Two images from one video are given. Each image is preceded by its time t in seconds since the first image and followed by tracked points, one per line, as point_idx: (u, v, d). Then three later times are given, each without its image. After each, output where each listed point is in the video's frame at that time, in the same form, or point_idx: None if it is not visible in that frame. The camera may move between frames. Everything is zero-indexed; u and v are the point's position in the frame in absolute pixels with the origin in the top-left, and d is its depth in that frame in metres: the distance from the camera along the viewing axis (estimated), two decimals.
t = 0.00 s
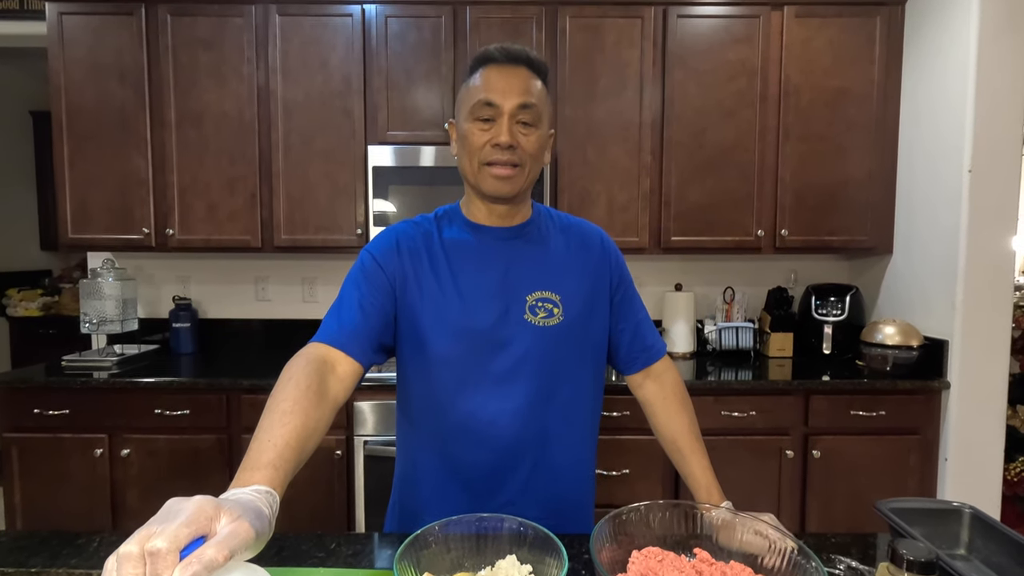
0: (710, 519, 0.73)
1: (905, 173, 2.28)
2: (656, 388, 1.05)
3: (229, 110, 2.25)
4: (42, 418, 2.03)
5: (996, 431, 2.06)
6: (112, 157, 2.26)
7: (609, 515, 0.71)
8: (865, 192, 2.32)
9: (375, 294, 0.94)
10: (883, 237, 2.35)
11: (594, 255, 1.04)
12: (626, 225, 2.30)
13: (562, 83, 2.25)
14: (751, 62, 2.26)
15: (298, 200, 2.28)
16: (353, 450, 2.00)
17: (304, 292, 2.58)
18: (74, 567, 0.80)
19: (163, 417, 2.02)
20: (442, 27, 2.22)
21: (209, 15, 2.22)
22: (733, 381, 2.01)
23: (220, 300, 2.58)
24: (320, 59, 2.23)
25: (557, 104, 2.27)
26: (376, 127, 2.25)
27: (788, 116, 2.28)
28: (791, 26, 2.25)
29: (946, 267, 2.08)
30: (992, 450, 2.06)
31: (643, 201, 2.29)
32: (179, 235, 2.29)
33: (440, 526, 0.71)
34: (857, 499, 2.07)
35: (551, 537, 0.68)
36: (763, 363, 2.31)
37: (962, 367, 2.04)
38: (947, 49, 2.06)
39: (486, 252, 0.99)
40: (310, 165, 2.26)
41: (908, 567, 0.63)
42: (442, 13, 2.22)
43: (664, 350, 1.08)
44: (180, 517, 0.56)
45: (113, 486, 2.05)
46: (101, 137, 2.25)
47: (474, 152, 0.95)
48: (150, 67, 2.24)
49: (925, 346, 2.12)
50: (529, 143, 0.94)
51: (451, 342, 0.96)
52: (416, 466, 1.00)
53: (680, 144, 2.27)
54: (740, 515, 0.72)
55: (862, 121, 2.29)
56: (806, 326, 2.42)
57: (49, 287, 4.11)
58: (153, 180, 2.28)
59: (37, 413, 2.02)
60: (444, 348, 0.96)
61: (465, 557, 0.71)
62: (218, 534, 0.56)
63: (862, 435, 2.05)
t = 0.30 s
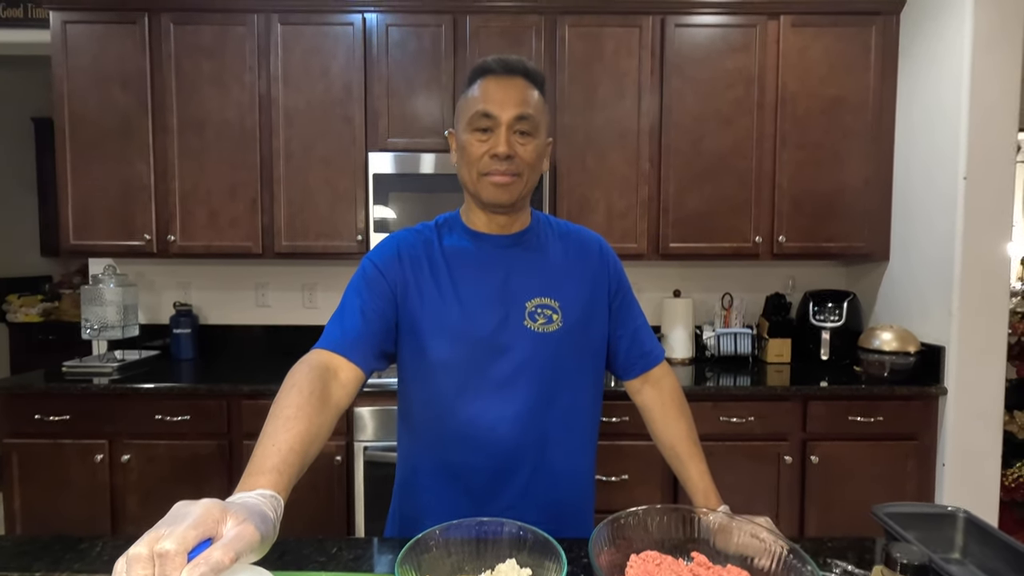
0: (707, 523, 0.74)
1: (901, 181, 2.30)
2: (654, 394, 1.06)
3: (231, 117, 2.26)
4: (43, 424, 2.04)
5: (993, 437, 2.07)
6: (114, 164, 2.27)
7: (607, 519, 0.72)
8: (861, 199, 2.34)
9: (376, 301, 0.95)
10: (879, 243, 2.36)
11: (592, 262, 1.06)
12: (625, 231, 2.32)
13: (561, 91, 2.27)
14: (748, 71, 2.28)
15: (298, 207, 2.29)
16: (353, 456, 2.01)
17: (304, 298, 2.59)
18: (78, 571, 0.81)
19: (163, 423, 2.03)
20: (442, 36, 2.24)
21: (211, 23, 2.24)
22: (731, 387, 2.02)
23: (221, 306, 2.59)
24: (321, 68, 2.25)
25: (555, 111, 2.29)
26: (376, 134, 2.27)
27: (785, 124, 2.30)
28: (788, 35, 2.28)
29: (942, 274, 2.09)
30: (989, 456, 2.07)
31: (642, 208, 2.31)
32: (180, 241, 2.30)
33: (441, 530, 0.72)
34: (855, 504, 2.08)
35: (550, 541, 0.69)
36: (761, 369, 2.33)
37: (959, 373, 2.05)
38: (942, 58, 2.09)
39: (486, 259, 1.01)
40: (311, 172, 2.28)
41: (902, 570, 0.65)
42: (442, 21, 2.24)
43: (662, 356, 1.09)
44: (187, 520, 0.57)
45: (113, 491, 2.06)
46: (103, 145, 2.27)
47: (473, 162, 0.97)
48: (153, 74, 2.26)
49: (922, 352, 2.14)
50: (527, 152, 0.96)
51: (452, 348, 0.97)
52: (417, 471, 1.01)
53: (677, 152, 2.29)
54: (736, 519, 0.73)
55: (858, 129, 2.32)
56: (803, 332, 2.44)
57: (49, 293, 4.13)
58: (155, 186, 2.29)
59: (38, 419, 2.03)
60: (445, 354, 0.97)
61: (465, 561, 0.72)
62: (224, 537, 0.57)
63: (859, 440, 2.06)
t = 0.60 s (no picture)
0: (705, 527, 0.75)
1: (898, 186, 2.31)
2: (653, 398, 1.07)
3: (231, 122, 2.27)
4: (42, 428, 2.04)
5: (992, 440, 2.07)
6: (115, 169, 2.28)
7: (605, 524, 0.73)
8: (859, 204, 2.35)
9: (376, 306, 0.96)
10: (877, 248, 2.37)
11: (591, 267, 1.06)
12: (624, 236, 2.33)
13: (560, 96, 2.28)
14: (746, 77, 2.29)
15: (298, 211, 2.30)
16: (352, 460, 2.01)
17: (304, 302, 2.60)
18: None
19: (162, 428, 2.03)
20: (442, 42, 2.25)
21: (212, 29, 2.25)
22: (730, 391, 2.03)
23: (220, 310, 2.59)
24: (321, 73, 2.26)
25: (555, 117, 2.30)
26: (376, 139, 2.28)
27: (783, 129, 2.31)
28: (785, 41, 2.29)
29: (940, 279, 2.10)
30: (987, 460, 2.08)
31: (640, 213, 2.32)
32: (181, 246, 2.31)
33: (440, 534, 0.73)
34: (853, 508, 2.08)
35: (548, 545, 0.69)
36: (760, 373, 2.34)
37: (957, 377, 2.05)
38: (938, 64, 2.10)
39: (485, 264, 1.01)
40: (311, 177, 2.29)
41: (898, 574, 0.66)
42: (442, 27, 2.26)
43: (661, 361, 1.10)
44: (189, 523, 0.58)
45: (112, 496, 2.06)
46: (104, 150, 2.28)
47: (472, 168, 0.98)
48: (154, 80, 2.27)
49: (920, 357, 2.14)
50: (525, 158, 0.97)
51: (451, 353, 0.98)
52: (416, 475, 1.01)
53: (676, 157, 2.30)
54: (734, 522, 0.73)
55: (855, 135, 2.33)
56: (802, 336, 2.45)
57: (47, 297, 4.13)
58: (155, 191, 2.30)
59: (37, 424, 2.03)
60: (444, 359, 0.98)
61: (465, 565, 0.73)
62: (225, 540, 0.58)
63: (858, 445, 2.07)
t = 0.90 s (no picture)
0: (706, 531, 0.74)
1: (896, 189, 2.32)
2: (652, 402, 1.07)
3: (231, 126, 2.28)
4: (40, 432, 2.03)
5: (991, 444, 2.07)
6: (115, 172, 2.28)
7: (605, 528, 0.72)
8: (858, 208, 2.35)
9: (376, 309, 0.96)
10: (876, 251, 2.38)
11: (590, 271, 1.06)
12: (623, 240, 2.33)
13: (560, 100, 2.28)
14: (744, 81, 2.30)
15: (298, 215, 2.30)
16: (351, 464, 2.01)
17: (304, 305, 2.60)
18: None
19: (161, 431, 2.02)
20: (442, 46, 2.26)
21: (212, 33, 2.26)
22: (730, 395, 2.03)
23: (220, 314, 2.59)
24: (321, 77, 2.27)
25: (554, 121, 2.30)
26: (376, 143, 2.28)
27: (782, 133, 2.32)
28: (783, 45, 2.30)
29: (938, 282, 2.10)
30: (987, 464, 2.08)
31: (640, 216, 2.32)
32: (180, 249, 2.31)
33: (439, 538, 0.72)
34: (853, 512, 2.08)
35: (549, 549, 0.69)
36: (759, 377, 2.33)
37: (956, 381, 2.05)
38: (936, 68, 2.11)
39: (485, 268, 1.01)
40: (311, 180, 2.29)
41: None
42: (442, 31, 2.26)
43: (660, 365, 1.10)
44: (188, 527, 0.58)
45: (110, 500, 2.05)
46: (104, 153, 2.28)
47: (472, 172, 0.98)
48: (155, 84, 2.27)
49: (919, 360, 2.14)
50: (525, 162, 0.97)
51: (451, 357, 0.98)
52: (416, 479, 1.01)
53: (675, 160, 2.31)
54: (734, 527, 0.73)
55: (854, 139, 2.33)
56: (801, 340, 2.44)
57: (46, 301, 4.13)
58: (155, 194, 2.30)
59: (35, 427, 2.03)
60: (444, 363, 0.98)
61: (464, 569, 0.72)
62: (224, 545, 0.58)
63: (857, 448, 2.06)
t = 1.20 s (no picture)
0: (706, 533, 0.74)
1: (895, 191, 2.32)
2: (651, 404, 1.07)
3: (231, 128, 2.28)
4: (38, 434, 2.03)
5: (991, 446, 2.07)
6: (114, 174, 2.28)
7: (605, 530, 0.72)
8: (857, 210, 2.35)
9: (376, 311, 0.96)
10: (875, 253, 2.38)
11: (590, 273, 1.06)
12: (622, 242, 2.33)
13: (559, 102, 2.28)
14: (743, 83, 2.30)
15: (297, 216, 2.30)
16: (350, 466, 2.01)
17: (303, 307, 2.60)
18: None
19: (159, 434, 2.02)
20: (441, 48, 2.26)
21: (212, 36, 2.26)
22: (730, 397, 2.03)
23: (219, 316, 2.59)
24: (321, 79, 2.27)
25: (553, 123, 2.30)
26: (375, 145, 2.28)
27: (781, 135, 2.32)
28: (782, 48, 2.30)
29: (937, 284, 2.10)
30: (987, 466, 2.07)
31: (639, 218, 2.32)
32: (179, 251, 2.31)
33: (439, 541, 0.72)
34: (853, 515, 2.07)
35: (548, 552, 0.69)
36: (759, 379, 2.33)
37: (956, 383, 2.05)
38: (935, 70, 2.11)
39: (484, 270, 1.01)
40: (311, 182, 2.29)
41: None
42: (441, 34, 2.26)
43: (660, 367, 1.10)
44: (185, 531, 0.57)
45: (108, 502, 2.04)
46: (103, 155, 2.28)
47: (472, 176, 0.98)
48: (154, 86, 2.28)
49: (918, 362, 2.14)
50: (523, 164, 0.97)
51: (450, 358, 0.98)
52: (415, 481, 1.01)
53: (674, 162, 2.31)
54: (734, 529, 0.73)
55: (853, 141, 2.34)
56: (801, 342, 2.44)
57: (45, 303, 4.13)
58: (155, 196, 2.30)
59: (33, 430, 2.02)
60: (443, 364, 0.98)
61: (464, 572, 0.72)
62: (222, 548, 0.58)
63: (857, 450, 2.06)
